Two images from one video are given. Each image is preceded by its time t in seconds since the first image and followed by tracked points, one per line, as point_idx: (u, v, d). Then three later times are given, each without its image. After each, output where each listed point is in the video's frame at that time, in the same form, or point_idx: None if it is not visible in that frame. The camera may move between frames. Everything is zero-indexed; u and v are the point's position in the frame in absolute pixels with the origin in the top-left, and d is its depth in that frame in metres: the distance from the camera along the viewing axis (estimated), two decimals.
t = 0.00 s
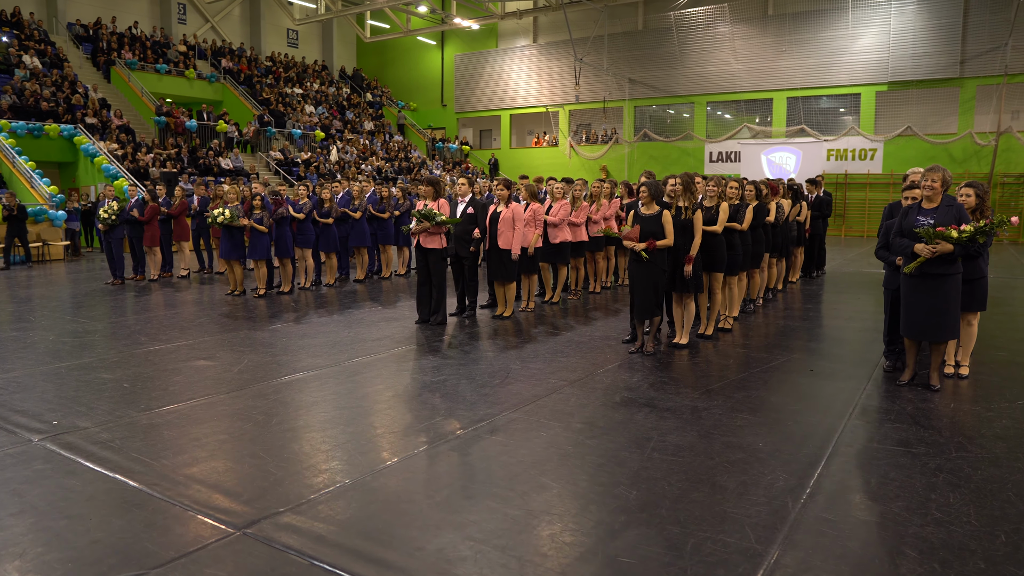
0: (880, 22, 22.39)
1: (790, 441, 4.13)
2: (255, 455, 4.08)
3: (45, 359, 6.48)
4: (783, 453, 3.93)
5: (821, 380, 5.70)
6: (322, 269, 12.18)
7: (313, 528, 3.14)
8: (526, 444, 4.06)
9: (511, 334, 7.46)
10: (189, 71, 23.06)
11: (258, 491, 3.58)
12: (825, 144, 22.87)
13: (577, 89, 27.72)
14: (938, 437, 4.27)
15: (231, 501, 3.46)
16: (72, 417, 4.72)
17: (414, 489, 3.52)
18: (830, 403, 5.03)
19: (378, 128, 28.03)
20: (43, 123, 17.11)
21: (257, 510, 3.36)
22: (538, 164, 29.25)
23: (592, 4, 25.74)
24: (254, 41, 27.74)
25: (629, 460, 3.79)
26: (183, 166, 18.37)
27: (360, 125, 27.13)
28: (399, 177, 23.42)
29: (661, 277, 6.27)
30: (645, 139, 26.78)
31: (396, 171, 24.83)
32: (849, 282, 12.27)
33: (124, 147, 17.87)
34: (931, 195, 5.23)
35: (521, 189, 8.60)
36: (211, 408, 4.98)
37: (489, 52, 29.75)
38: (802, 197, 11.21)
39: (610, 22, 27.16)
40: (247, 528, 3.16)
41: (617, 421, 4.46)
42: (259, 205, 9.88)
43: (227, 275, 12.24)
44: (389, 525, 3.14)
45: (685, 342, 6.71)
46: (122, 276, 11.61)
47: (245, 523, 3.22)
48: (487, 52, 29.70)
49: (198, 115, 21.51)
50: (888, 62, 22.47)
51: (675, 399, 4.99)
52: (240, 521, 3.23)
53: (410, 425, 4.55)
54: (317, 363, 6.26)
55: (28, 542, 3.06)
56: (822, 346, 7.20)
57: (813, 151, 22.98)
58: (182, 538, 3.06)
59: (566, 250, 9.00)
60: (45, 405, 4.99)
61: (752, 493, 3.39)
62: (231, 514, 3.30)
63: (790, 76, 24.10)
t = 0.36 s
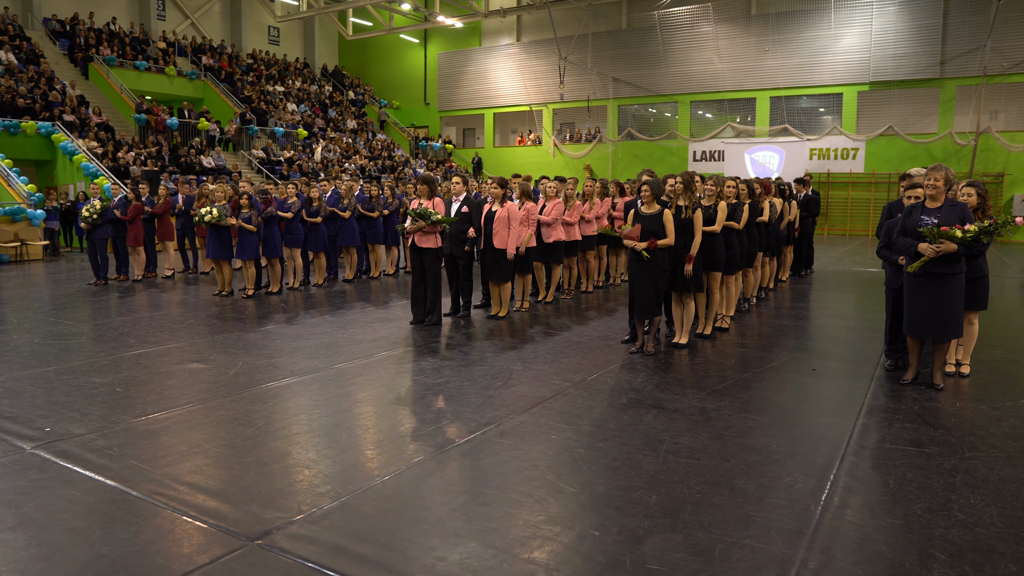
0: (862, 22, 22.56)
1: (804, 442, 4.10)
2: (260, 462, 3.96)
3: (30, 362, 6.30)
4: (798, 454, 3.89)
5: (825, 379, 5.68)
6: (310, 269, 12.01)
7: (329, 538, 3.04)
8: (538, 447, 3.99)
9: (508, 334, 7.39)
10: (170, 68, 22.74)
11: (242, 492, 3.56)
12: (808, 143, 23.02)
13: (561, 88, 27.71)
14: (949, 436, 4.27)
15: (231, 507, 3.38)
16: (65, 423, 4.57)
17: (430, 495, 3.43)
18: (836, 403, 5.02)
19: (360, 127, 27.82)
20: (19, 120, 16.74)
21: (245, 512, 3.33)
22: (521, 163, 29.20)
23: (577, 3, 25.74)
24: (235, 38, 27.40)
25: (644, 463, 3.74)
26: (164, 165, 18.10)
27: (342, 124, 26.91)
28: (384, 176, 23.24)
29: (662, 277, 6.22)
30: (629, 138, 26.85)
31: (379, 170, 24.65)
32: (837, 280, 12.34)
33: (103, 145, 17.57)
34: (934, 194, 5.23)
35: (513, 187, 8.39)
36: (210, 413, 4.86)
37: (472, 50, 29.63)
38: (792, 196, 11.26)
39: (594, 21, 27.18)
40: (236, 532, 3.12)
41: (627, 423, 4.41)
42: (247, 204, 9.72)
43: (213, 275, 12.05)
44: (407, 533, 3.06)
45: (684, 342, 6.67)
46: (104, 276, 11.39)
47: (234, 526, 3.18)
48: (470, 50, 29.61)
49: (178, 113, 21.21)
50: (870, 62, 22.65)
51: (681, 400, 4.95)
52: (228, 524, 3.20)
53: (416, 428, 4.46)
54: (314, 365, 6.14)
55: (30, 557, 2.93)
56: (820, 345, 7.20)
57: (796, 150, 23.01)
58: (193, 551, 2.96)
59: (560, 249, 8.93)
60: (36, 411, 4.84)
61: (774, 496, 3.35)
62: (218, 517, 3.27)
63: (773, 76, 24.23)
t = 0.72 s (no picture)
0: (846, 25, 22.76)
1: (824, 445, 4.09)
2: (275, 469, 3.86)
3: (22, 367, 6.13)
4: (820, 458, 3.88)
5: (833, 380, 5.68)
6: (301, 272, 11.86)
7: (358, 547, 2.95)
8: (558, 452, 3.94)
9: (510, 336, 7.32)
10: (152, 68, 22.45)
11: (226, 490, 3.59)
12: (794, 144, 23.15)
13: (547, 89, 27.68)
14: (965, 437, 4.27)
15: (218, 506, 3.40)
16: (67, 432, 4.45)
17: (453, 499, 3.36)
18: (848, 403, 5.02)
19: (345, 127, 27.61)
20: None
21: (230, 510, 3.36)
22: (507, 164, 29.14)
23: (563, 4, 25.73)
24: (218, 37, 27.09)
25: (668, 468, 3.70)
26: (148, 165, 17.86)
27: (327, 125, 26.70)
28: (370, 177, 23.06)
29: (667, 279, 6.19)
30: (616, 139, 26.90)
31: (365, 171, 24.48)
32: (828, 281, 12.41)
33: (85, 145, 17.27)
34: (942, 194, 5.23)
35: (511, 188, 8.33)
36: (215, 419, 4.75)
37: (458, 51, 29.53)
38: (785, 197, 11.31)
39: (580, 23, 27.18)
40: (223, 531, 3.14)
41: (644, 426, 4.37)
42: (239, 205, 9.58)
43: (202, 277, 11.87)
44: (437, 540, 2.99)
45: (688, 343, 6.64)
46: (91, 278, 11.19)
47: (219, 525, 3.21)
48: (456, 51, 29.52)
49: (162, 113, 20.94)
50: (854, 64, 22.85)
51: (694, 404, 4.92)
52: (211, 522, 3.24)
53: (431, 431, 4.39)
54: (317, 370, 6.02)
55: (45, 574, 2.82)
56: (822, 345, 7.22)
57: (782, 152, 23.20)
58: (216, 564, 2.86)
59: (558, 250, 8.88)
60: (34, 418, 4.70)
61: (803, 501, 3.33)
62: (204, 516, 3.29)
63: (759, 77, 24.37)
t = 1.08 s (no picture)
0: (829, 26, 22.95)
1: (844, 446, 4.10)
2: (296, 475, 3.78)
3: (17, 371, 6.00)
4: (843, 458, 3.90)
5: (842, 380, 5.70)
6: (292, 272, 11.73)
7: (397, 556, 2.88)
8: (582, 454, 3.92)
9: (513, 336, 7.29)
10: (133, 66, 22.13)
11: (205, 485, 3.67)
12: (777, 144, 23.45)
13: (533, 88, 27.64)
14: (981, 435, 4.31)
15: (200, 501, 3.47)
16: (75, 440, 4.33)
17: (484, 503, 3.32)
18: (859, 402, 5.05)
19: (329, 126, 27.40)
20: None
21: (243, 514, 3.32)
22: (491, 164, 29.07)
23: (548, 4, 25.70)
24: (199, 35, 26.75)
25: (695, 470, 3.70)
26: (130, 164, 17.60)
27: (311, 123, 26.47)
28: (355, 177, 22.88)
29: (674, 279, 6.17)
30: (600, 138, 26.94)
31: (350, 170, 24.28)
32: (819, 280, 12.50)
33: (66, 143, 16.96)
34: (950, 195, 5.27)
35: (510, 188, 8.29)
36: (225, 424, 4.66)
37: (442, 50, 29.42)
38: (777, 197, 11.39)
39: (565, 22, 27.16)
40: (205, 525, 3.22)
41: (663, 428, 4.36)
42: (232, 205, 9.45)
43: (192, 279, 11.70)
44: (473, 544, 2.95)
45: (694, 344, 6.65)
46: (77, 280, 11.00)
47: (199, 520, 3.28)
48: (440, 50, 29.39)
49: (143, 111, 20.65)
50: (837, 65, 23.05)
51: (709, 405, 4.92)
52: (191, 516, 3.32)
53: (449, 433, 4.35)
54: (323, 372, 5.93)
55: None
56: (823, 343, 7.26)
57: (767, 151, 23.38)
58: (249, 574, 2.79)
59: (556, 250, 8.84)
60: (38, 425, 4.59)
61: (831, 501, 3.35)
62: (189, 512, 3.36)
63: (743, 78, 24.53)
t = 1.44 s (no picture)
0: (814, 28, 23.11)
1: (870, 446, 4.09)
2: (320, 480, 3.69)
3: (16, 376, 5.84)
4: (871, 459, 3.88)
5: (854, 379, 5.71)
6: (285, 273, 11.58)
7: (441, 564, 2.80)
8: (611, 456, 3.87)
9: (519, 337, 7.23)
10: (115, 64, 21.80)
11: (191, 483, 3.69)
12: (763, 145, 23.66)
13: (520, 88, 27.57)
14: (1002, 434, 4.32)
15: (202, 504, 3.44)
16: (86, 447, 4.20)
17: (519, 508, 3.26)
18: (876, 402, 5.05)
19: (314, 126, 27.17)
20: None
21: (270, 522, 3.23)
22: (477, 164, 28.97)
23: (536, 4, 25.66)
24: (182, 34, 26.41)
25: (726, 473, 3.67)
26: (114, 164, 17.33)
27: (296, 123, 26.23)
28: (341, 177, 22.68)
29: (683, 279, 6.14)
30: (587, 139, 26.95)
31: (336, 170, 24.07)
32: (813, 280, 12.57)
33: (47, 141, 16.64)
34: (962, 194, 5.29)
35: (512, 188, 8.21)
36: (239, 429, 4.54)
37: (428, 50, 29.28)
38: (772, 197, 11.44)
39: (552, 22, 27.11)
40: (196, 524, 3.23)
41: (687, 430, 4.33)
42: (227, 204, 9.27)
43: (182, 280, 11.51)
44: (514, 550, 2.89)
45: (701, 344, 6.61)
46: (65, 281, 10.77)
47: (192, 518, 3.29)
48: (425, 50, 29.25)
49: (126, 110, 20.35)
50: (822, 66, 23.22)
51: (727, 406, 4.89)
52: (192, 518, 3.30)
53: (471, 435, 4.28)
54: (332, 375, 5.83)
55: None
56: (828, 342, 7.28)
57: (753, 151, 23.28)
58: None
59: (557, 250, 8.79)
60: (46, 432, 4.46)
61: (867, 503, 3.33)
62: (213, 522, 3.25)
63: (729, 79, 24.65)
